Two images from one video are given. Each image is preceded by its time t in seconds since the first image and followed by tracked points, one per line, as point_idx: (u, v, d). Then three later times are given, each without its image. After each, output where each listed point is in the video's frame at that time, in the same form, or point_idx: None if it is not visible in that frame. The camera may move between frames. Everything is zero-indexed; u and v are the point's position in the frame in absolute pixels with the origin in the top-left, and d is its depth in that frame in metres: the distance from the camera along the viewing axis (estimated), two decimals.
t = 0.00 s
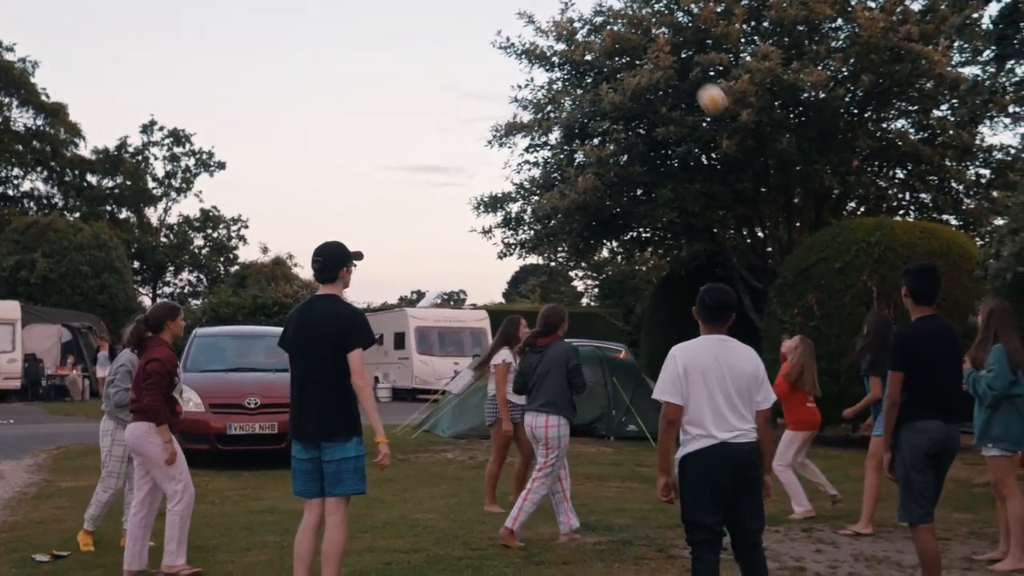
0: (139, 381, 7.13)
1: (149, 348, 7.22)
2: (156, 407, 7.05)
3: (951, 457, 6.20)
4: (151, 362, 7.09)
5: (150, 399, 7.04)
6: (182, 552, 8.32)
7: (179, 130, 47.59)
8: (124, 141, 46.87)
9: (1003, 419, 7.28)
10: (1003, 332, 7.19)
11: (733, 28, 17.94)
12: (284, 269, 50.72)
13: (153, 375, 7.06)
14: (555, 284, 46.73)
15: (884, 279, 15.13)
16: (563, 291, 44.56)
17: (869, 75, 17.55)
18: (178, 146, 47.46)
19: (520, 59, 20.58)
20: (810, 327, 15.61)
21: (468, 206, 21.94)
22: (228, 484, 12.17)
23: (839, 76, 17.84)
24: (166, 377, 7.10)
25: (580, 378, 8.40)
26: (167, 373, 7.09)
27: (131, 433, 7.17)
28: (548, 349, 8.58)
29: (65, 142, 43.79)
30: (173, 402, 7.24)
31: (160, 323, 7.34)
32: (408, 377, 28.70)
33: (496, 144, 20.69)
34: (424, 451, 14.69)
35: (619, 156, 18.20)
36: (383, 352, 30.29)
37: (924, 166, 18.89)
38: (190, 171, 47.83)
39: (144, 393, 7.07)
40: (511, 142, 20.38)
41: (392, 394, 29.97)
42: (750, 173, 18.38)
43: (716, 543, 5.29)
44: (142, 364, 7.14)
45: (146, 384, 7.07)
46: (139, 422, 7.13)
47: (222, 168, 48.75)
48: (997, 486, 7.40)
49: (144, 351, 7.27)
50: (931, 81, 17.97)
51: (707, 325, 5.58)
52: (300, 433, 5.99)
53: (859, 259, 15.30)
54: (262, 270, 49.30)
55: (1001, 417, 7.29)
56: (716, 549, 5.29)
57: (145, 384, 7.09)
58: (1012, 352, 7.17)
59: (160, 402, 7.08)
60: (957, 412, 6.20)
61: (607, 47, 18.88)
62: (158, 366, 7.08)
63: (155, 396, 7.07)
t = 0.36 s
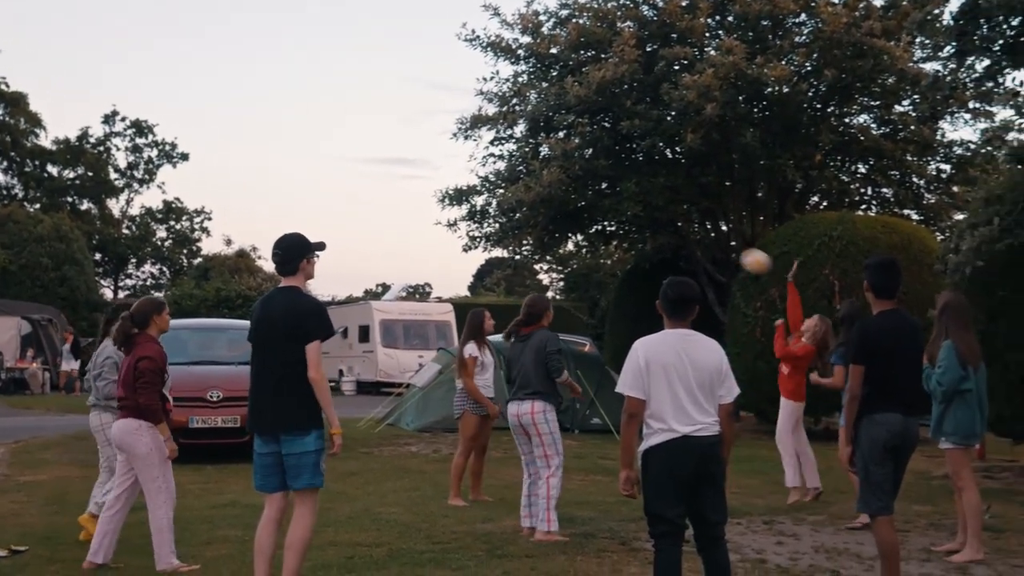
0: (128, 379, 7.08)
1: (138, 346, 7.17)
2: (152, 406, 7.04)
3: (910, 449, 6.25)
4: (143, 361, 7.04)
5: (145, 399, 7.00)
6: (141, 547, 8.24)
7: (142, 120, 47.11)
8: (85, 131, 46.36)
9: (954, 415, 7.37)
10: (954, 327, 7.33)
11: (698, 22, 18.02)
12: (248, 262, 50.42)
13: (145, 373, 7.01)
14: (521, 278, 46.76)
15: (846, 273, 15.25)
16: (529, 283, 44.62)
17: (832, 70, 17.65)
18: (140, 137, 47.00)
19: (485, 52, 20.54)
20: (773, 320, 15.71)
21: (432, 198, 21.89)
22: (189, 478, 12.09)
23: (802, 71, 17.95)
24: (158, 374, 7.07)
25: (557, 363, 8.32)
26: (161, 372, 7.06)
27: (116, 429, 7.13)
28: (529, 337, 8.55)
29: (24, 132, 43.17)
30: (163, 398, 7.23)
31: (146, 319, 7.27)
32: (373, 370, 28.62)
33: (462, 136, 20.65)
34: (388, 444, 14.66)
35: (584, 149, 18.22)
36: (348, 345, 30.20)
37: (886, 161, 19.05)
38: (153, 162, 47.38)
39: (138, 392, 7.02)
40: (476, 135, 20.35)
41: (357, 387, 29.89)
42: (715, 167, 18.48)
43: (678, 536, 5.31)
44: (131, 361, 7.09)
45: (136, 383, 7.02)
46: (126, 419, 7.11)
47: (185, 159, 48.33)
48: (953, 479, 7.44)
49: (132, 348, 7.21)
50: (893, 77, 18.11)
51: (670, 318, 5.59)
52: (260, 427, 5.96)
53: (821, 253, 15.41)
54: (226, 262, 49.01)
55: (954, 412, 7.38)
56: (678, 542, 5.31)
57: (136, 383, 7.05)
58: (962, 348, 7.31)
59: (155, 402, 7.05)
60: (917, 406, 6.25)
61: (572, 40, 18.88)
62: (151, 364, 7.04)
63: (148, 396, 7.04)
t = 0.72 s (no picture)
0: (131, 373, 7.18)
1: (141, 338, 7.27)
2: (159, 398, 7.15)
3: (877, 444, 6.30)
4: (147, 355, 7.16)
5: (153, 392, 7.11)
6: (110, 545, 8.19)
7: (109, 115, 46.71)
8: (52, 127, 45.93)
9: (919, 410, 7.45)
10: (927, 324, 7.41)
11: (667, 18, 18.07)
12: (218, 258, 50.12)
13: (149, 368, 7.14)
14: (493, 274, 46.78)
15: (815, 268, 15.37)
16: (500, 279, 44.63)
17: (800, 66, 17.72)
18: (108, 132, 46.61)
19: (455, 48, 20.51)
20: (743, 315, 15.80)
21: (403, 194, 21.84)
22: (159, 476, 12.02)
23: (771, 67, 18.02)
24: (161, 369, 7.20)
25: (540, 368, 8.56)
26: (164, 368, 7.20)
27: (110, 420, 7.21)
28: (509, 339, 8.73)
29: None
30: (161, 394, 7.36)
31: (144, 311, 7.38)
32: (344, 366, 28.55)
33: (432, 132, 20.63)
34: (359, 440, 14.64)
35: (554, 145, 18.25)
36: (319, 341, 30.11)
37: (855, 157, 19.19)
38: (121, 158, 47.00)
39: (143, 386, 7.14)
40: (447, 131, 20.33)
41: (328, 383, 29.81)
42: (685, 163, 18.55)
43: (648, 531, 5.34)
44: (134, 354, 7.20)
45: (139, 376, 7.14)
46: (123, 412, 7.20)
47: (154, 155, 47.97)
48: (918, 474, 7.53)
49: (129, 341, 7.29)
50: (861, 73, 18.23)
51: (641, 314, 5.62)
52: (248, 426, 5.93)
53: (790, 249, 15.50)
54: (196, 259, 48.71)
55: (919, 407, 7.46)
56: (649, 536, 5.34)
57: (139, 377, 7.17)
58: (932, 345, 7.39)
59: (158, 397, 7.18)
60: (884, 401, 6.32)
61: (542, 36, 18.89)
62: (155, 358, 7.16)
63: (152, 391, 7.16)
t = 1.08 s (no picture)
0: (148, 370, 7.20)
1: (156, 337, 7.29)
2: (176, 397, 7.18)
3: (887, 439, 6.31)
4: (163, 353, 7.18)
5: (172, 388, 7.15)
6: (121, 543, 8.21)
7: (117, 114, 46.78)
8: (60, 125, 46.03)
9: (937, 405, 7.45)
10: (943, 317, 7.43)
11: (674, 14, 18.02)
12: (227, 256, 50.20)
13: (166, 365, 7.16)
14: (501, 271, 46.82)
15: (823, 265, 15.36)
16: (508, 276, 44.65)
17: (807, 62, 17.65)
18: (116, 130, 46.68)
19: (462, 45, 20.51)
20: (751, 312, 15.80)
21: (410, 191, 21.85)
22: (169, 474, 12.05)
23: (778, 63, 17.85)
24: (178, 366, 7.23)
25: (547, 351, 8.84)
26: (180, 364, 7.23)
27: (129, 417, 7.23)
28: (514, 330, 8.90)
29: None
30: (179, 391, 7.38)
31: (158, 310, 7.39)
32: (353, 364, 28.58)
33: (439, 130, 20.63)
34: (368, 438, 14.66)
35: (561, 143, 18.24)
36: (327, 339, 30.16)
37: (862, 153, 19.16)
38: (129, 156, 47.08)
39: (161, 383, 7.16)
40: (454, 128, 20.33)
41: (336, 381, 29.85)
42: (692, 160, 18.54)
43: (659, 529, 5.34)
44: (151, 352, 7.22)
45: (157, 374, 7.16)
46: (141, 409, 7.21)
47: (162, 153, 48.04)
48: (932, 470, 7.49)
49: (144, 339, 7.31)
50: (868, 69, 18.21)
51: (650, 311, 5.61)
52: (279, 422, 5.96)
53: (798, 245, 15.49)
54: (205, 257, 48.79)
55: (938, 403, 7.45)
56: (660, 534, 5.34)
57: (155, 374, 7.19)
58: (951, 338, 7.40)
59: (176, 394, 7.21)
60: (892, 396, 6.32)
61: (549, 33, 18.89)
62: (172, 355, 7.19)
63: (170, 387, 7.18)
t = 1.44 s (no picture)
0: (161, 370, 7.21)
1: (168, 337, 7.29)
2: (192, 397, 7.19)
3: (896, 440, 6.29)
4: (177, 352, 7.18)
5: (188, 389, 7.15)
6: (131, 542, 8.23)
7: (127, 114, 46.89)
8: (70, 125, 46.17)
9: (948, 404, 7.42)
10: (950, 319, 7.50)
11: (683, 14, 18.00)
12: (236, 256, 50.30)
13: (179, 364, 7.16)
14: (510, 270, 46.85)
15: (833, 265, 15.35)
16: (517, 276, 44.66)
17: (817, 62, 17.60)
18: (126, 130, 46.82)
19: (471, 45, 20.52)
20: (761, 312, 15.78)
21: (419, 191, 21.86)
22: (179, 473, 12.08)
23: (788, 62, 17.78)
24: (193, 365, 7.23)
25: (563, 354, 8.77)
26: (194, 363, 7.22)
27: (142, 416, 7.24)
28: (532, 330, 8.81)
29: (9, 126, 42.49)
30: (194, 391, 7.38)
31: (169, 311, 7.40)
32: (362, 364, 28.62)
33: (449, 130, 20.63)
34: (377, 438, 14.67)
35: (570, 142, 18.23)
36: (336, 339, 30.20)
37: (872, 153, 19.12)
38: (139, 156, 47.22)
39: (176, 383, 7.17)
40: (463, 128, 20.34)
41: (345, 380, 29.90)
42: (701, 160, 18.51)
43: (668, 529, 5.33)
44: (164, 351, 7.22)
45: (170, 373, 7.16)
46: (154, 409, 7.22)
47: (172, 153, 48.16)
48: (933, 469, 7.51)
49: (157, 339, 7.33)
50: (878, 68, 18.18)
51: (659, 311, 5.60)
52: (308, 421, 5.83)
53: (808, 245, 15.45)
54: (214, 257, 48.89)
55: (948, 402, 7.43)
56: (670, 534, 5.33)
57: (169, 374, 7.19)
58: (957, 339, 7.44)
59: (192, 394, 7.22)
60: (900, 396, 6.30)
61: (558, 33, 18.88)
62: (185, 355, 7.18)
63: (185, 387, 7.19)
